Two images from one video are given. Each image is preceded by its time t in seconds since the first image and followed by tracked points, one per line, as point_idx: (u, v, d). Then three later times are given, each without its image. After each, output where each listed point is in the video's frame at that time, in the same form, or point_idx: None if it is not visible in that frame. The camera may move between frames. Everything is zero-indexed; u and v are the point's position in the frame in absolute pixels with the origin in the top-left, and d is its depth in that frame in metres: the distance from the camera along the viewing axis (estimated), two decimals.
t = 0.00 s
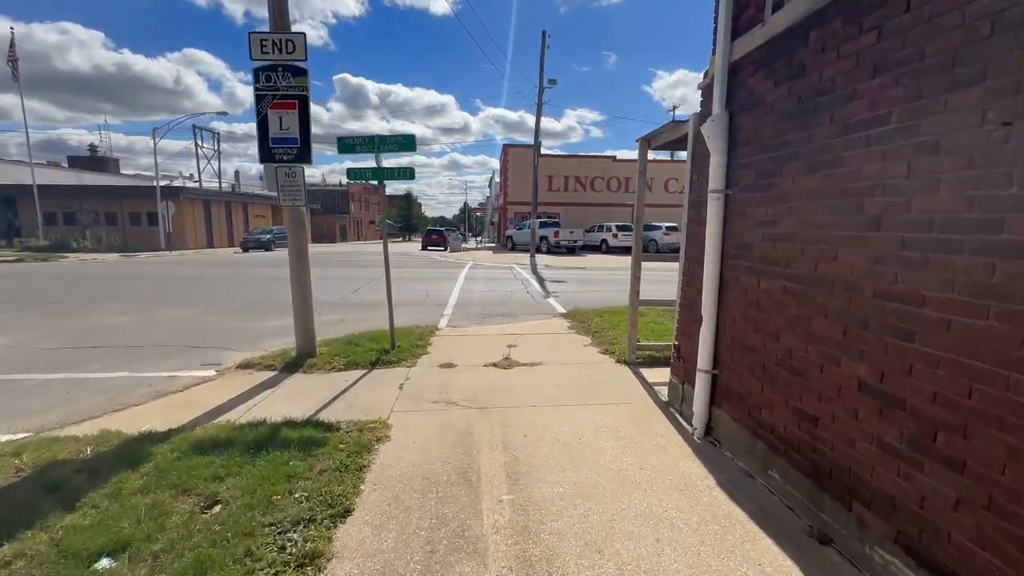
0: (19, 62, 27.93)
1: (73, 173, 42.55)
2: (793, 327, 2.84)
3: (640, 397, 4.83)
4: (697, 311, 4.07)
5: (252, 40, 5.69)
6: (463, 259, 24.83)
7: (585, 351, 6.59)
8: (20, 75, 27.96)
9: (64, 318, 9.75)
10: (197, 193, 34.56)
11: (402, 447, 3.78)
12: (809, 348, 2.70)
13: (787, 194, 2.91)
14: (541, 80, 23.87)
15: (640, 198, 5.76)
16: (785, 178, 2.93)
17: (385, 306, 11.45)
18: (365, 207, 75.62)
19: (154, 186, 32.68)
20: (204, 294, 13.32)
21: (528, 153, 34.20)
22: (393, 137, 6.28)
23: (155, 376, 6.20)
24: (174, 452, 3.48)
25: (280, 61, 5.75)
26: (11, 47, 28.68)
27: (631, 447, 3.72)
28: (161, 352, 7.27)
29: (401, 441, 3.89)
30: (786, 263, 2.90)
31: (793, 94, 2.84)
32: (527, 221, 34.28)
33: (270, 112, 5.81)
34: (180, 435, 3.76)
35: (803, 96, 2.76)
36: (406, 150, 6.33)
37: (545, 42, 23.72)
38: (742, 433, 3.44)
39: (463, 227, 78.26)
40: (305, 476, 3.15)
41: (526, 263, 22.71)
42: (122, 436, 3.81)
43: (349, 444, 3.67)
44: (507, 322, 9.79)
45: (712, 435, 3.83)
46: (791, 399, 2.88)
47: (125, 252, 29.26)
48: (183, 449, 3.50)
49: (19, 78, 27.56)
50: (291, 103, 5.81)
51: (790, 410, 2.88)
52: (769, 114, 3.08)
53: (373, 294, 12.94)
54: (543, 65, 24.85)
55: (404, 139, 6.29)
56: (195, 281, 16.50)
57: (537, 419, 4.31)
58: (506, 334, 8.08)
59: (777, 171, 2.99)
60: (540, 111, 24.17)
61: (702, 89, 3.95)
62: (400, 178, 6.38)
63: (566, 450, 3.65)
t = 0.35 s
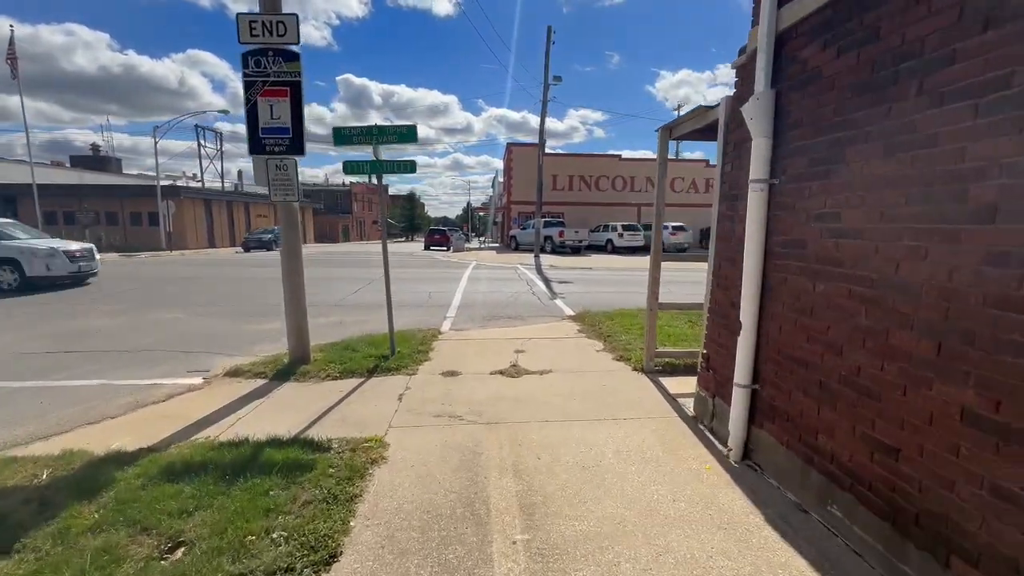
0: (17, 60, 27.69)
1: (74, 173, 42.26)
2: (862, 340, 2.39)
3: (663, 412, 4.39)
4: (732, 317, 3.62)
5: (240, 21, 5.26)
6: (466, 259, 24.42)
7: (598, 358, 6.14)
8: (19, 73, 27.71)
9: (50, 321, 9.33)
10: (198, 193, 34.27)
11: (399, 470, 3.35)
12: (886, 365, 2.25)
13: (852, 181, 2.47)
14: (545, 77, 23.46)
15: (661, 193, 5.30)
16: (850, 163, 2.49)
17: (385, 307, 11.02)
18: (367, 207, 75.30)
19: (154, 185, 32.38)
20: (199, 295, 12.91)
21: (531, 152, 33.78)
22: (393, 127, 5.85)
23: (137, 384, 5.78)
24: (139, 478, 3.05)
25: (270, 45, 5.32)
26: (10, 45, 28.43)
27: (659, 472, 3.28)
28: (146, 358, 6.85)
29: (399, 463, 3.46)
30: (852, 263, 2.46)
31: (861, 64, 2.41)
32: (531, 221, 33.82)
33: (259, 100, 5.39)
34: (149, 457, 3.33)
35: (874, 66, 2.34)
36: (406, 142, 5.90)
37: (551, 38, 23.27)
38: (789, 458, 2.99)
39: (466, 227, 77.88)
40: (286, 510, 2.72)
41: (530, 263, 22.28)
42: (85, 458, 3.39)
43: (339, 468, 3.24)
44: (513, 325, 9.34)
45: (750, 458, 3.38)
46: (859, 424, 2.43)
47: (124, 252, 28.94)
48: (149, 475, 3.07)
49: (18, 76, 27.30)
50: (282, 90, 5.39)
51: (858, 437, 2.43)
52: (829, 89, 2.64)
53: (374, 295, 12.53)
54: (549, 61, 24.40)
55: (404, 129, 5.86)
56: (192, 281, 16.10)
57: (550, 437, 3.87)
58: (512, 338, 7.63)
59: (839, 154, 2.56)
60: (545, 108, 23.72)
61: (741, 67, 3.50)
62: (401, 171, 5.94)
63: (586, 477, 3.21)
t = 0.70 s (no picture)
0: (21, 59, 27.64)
1: (79, 173, 42.33)
2: (950, 369, 1.97)
3: (686, 434, 3.96)
4: (771, 332, 3.18)
5: (227, 7, 4.88)
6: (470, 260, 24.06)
7: (611, 370, 5.72)
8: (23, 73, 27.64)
9: (38, 325, 8.99)
10: (202, 193, 34.13)
11: (392, 505, 2.94)
12: (987, 402, 1.83)
13: (935, 176, 2.05)
14: (552, 74, 23.06)
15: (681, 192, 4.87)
16: (931, 152, 2.07)
17: (386, 311, 10.64)
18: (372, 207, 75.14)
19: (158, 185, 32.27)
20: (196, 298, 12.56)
21: (537, 151, 33.37)
22: (392, 122, 5.46)
23: (118, 395, 5.42)
24: (94, 518, 2.67)
25: (259, 32, 4.94)
26: (14, 44, 28.38)
27: (689, 511, 2.86)
28: (132, 366, 6.49)
29: (392, 496, 3.06)
30: (938, 275, 2.02)
31: (948, 33, 2.00)
32: (536, 221, 33.38)
33: (248, 92, 5.01)
34: (110, 492, 2.95)
35: (968, 35, 1.92)
36: (406, 137, 5.50)
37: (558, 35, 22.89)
38: (846, 501, 2.56)
39: (470, 228, 77.55)
40: (254, 564, 2.31)
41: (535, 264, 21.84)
42: (39, 490, 3.02)
43: (322, 506, 2.83)
44: (519, 331, 8.93)
45: (795, 496, 2.95)
46: (944, 470, 2.01)
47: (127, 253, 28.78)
48: (104, 515, 2.69)
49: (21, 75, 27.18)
50: (272, 81, 5.00)
51: (945, 486, 2.01)
52: (902, 66, 2.22)
53: (375, 298, 12.16)
54: (555, 59, 24.03)
55: (403, 123, 5.46)
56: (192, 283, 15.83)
57: (563, 465, 3.45)
58: (519, 346, 7.21)
59: (918, 143, 2.13)
60: (551, 107, 23.33)
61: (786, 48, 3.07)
62: (400, 169, 5.55)
63: (605, 517, 2.80)
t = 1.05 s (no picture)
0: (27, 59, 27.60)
1: (85, 173, 42.47)
2: None
3: (712, 461, 3.54)
4: (817, 352, 2.76)
5: None
6: (475, 262, 23.72)
7: (624, 383, 5.30)
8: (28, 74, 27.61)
9: (26, 330, 8.65)
10: (207, 193, 34.05)
11: (376, 552, 2.55)
12: None
13: None
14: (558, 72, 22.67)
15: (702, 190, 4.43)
16: None
17: (386, 315, 10.25)
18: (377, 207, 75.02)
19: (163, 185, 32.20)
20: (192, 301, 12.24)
21: (543, 150, 32.99)
22: (388, 115, 5.07)
23: (95, 408, 5.08)
24: (28, 570, 2.29)
25: (243, 18, 4.57)
26: (20, 45, 28.35)
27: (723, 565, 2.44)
28: (115, 375, 6.16)
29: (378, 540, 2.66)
30: None
31: None
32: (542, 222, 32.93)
33: (232, 83, 4.64)
34: (55, 533, 2.58)
35: None
36: (403, 132, 5.11)
37: (565, 32, 22.51)
38: (916, 560, 2.14)
39: (476, 228, 77.20)
40: None
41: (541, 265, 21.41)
42: None
43: (295, 556, 2.44)
44: (524, 338, 8.50)
45: (847, 544, 2.53)
46: None
47: (130, 253, 28.66)
48: (40, 566, 2.31)
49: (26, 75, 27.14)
50: (257, 71, 4.64)
51: None
52: (998, 32, 1.79)
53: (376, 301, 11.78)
54: (562, 57, 23.66)
55: (400, 117, 5.07)
56: (191, 284, 15.57)
57: (574, 501, 3.04)
58: (524, 355, 6.77)
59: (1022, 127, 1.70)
60: (557, 105, 22.92)
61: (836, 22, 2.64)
62: (397, 167, 5.15)
63: (625, 572, 2.39)
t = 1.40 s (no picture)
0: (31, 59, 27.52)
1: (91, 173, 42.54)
2: None
3: (748, 490, 3.11)
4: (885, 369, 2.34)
5: None
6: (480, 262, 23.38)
7: (642, 394, 4.89)
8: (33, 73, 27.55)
9: (15, 332, 8.35)
10: (211, 193, 33.93)
11: None
12: None
13: None
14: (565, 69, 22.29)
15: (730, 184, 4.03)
16: None
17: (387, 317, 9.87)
18: (383, 207, 74.90)
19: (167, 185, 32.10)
20: (191, 302, 11.94)
21: (549, 149, 32.60)
22: (386, 103, 4.69)
23: (72, 419, 4.72)
24: None
25: None
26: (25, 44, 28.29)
27: None
28: (99, 382, 5.81)
29: None
30: None
31: None
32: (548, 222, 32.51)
33: (216, 68, 4.27)
34: None
35: None
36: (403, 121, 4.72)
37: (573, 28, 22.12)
38: None
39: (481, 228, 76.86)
40: None
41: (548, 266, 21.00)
42: None
43: None
44: (532, 342, 8.10)
45: None
46: None
47: (135, 253, 28.56)
48: None
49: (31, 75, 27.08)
50: (244, 54, 4.26)
51: None
52: None
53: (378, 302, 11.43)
54: (569, 54, 23.28)
55: (400, 105, 4.69)
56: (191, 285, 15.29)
57: (595, 539, 2.63)
58: (533, 361, 6.36)
59: None
60: (565, 102, 22.53)
61: None
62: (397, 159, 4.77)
63: None
